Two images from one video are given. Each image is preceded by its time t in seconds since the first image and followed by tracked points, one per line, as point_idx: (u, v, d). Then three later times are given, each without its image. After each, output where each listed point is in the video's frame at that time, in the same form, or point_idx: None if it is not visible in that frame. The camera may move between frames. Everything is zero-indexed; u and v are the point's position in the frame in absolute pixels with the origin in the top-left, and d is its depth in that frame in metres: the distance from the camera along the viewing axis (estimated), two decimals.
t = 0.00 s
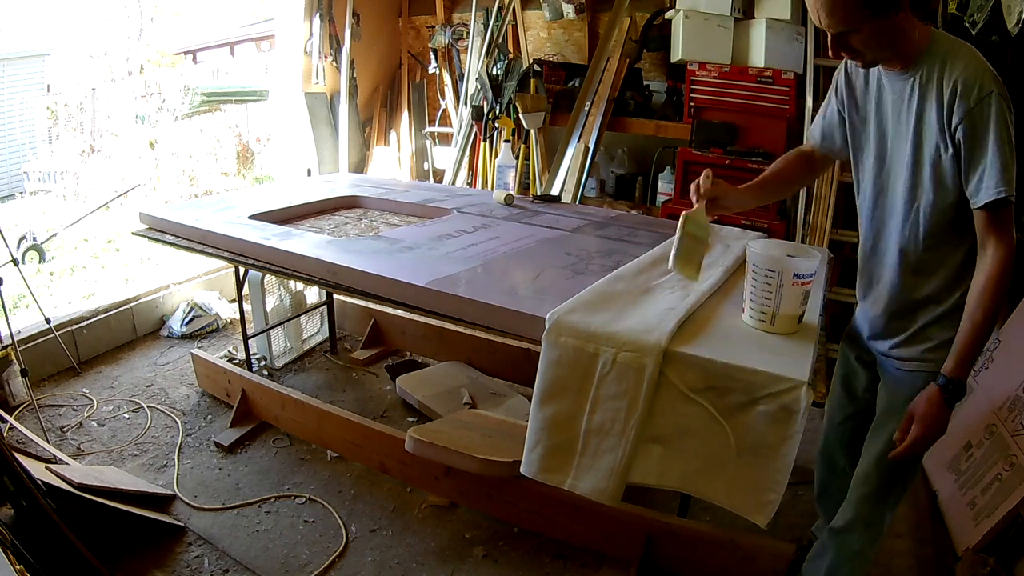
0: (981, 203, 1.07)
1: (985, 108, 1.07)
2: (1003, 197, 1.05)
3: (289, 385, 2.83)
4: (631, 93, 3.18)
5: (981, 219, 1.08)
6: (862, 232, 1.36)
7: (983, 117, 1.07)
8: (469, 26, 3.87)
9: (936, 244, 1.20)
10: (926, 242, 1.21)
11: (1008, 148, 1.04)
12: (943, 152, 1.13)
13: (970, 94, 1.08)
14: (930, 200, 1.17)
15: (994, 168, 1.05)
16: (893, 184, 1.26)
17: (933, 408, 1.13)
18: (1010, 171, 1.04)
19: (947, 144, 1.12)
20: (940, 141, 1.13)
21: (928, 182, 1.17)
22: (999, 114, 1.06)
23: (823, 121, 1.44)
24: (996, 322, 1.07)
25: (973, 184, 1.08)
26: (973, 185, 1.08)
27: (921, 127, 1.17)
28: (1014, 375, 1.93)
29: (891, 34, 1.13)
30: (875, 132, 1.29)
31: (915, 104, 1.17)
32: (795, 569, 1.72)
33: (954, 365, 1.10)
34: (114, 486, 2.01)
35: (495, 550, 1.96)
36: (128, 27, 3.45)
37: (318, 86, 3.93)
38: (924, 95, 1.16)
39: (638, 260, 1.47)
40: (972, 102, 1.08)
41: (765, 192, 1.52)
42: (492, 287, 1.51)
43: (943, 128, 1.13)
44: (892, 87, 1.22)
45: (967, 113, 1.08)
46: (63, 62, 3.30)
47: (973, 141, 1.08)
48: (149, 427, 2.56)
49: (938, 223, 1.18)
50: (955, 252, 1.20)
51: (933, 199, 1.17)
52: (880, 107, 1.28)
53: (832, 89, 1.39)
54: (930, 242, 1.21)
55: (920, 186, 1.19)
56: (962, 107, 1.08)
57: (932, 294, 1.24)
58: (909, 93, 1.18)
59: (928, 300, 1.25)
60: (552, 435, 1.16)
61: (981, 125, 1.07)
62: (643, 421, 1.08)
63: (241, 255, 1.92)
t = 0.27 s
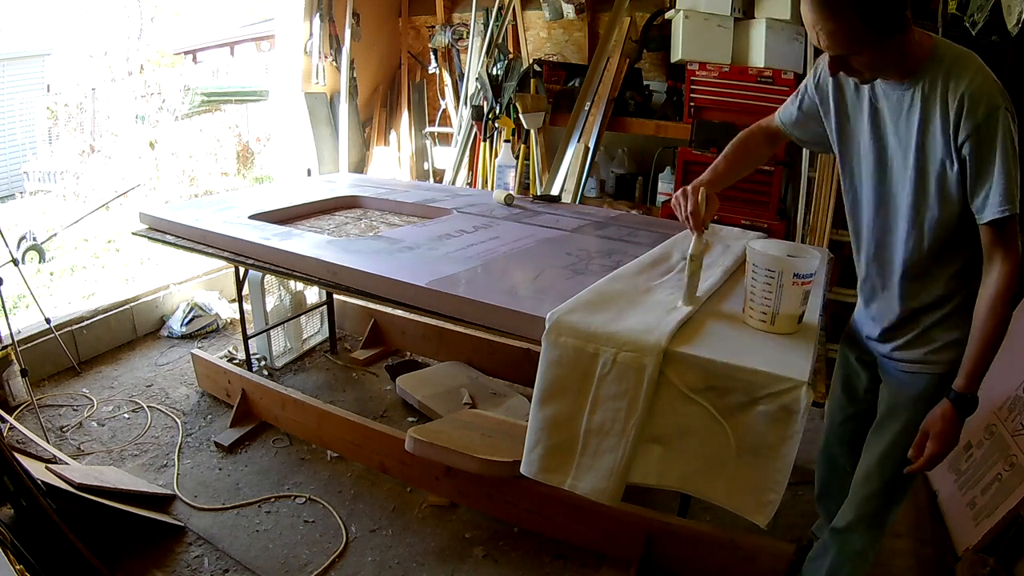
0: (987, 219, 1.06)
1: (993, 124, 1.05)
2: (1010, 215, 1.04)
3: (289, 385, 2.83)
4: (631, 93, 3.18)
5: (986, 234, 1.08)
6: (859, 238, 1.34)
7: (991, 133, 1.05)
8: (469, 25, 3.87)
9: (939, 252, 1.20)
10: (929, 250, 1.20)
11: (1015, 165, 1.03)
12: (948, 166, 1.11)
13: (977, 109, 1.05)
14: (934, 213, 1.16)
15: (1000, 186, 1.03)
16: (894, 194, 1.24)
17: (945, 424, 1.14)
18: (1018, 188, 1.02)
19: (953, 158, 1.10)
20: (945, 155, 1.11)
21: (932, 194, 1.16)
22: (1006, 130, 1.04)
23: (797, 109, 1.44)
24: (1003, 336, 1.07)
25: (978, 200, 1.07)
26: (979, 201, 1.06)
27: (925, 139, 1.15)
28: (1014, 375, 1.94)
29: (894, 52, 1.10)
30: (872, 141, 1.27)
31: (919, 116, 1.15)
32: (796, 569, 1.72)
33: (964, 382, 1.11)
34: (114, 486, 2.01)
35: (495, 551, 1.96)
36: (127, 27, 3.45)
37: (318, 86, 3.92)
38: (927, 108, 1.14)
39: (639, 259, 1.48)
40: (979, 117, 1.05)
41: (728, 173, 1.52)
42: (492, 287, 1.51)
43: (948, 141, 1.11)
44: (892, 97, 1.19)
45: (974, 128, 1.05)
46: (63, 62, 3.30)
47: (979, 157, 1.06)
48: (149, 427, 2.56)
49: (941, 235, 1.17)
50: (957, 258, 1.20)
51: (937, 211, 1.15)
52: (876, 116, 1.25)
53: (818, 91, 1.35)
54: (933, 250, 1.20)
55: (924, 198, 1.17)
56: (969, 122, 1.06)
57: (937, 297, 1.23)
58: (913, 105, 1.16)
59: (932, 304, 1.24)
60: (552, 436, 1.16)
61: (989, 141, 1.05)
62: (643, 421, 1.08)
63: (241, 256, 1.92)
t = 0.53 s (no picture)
0: (988, 218, 1.06)
1: (994, 124, 1.04)
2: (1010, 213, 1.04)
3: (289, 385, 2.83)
4: (631, 93, 3.18)
5: (986, 234, 1.08)
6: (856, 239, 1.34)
7: (991, 133, 1.04)
8: (469, 25, 3.87)
9: (938, 252, 1.20)
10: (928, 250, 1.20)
11: (1016, 164, 1.03)
12: (948, 165, 1.11)
13: (978, 109, 1.05)
14: (933, 212, 1.16)
15: (1000, 185, 1.03)
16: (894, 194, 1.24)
17: (952, 426, 1.14)
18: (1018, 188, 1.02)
19: (953, 158, 1.10)
20: (945, 155, 1.11)
21: (931, 193, 1.15)
22: (1006, 130, 1.04)
23: (785, 113, 1.43)
24: (1006, 336, 1.08)
25: (978, 200, 1.07)
26: (979, 200, 1.07)
27: (925, 138, 1.15)
28: (1014, 375, 1.95)
29: (892, 56, 1.10)
30: (870, 141, 1.27)
31: (919, 115, 1.15)
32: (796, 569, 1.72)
33: (969, 383, 1.11)
34: (114, 486, 2.01)
35: (495, 550, 1.96)
36: (127, 27, 3.45)
37: (318, 86, 3.93)
38: (927, 107, 1.13)
39: (638, 259, 1.48)
40: (979, 118, 1.05)
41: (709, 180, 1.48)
42: (492, 287, 1.51)
43: (948, 141, 1.10)
44: (891, 97, 1.19)
45: (974, 127, 1.05)
46: (63, 62, 3.30)
47: (978, 157, 1.06)
48: (149, 427, 2.56)
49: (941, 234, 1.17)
50: (956, 258, 1.20)
51: (937, 211, 1.15)
52: (876, 116, 1.25)
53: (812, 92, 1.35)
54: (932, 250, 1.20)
55: (924, 198, 1.17)
56: (969, 123, 1.06)
57: (937, 297, 1.23)
58: (913, 105, 1.16)
59: (931, 305, 1.24)
60: (551, 436, 1.16)
61: (989, 141, 1.05)
62: (643, 421, 1.08)
63: (241, 256, 1.92)
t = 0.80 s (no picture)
0: (990, 224, 1.06)
1: (995, 130, 1.05)
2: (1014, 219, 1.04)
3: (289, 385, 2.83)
4: (631, 93, 3.18)
5: (988, 238, 1.09)
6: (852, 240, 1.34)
7: (993, 138, 1.05)
8: (469, 26, 3.87)
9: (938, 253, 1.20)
10: (927, 252, 1.21)
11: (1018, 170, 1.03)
12: (949, 170, 1.11)
13: (979, 115, 1.05)
14: (934, 217, 1.16)
15: (1003, 191, 1.03)
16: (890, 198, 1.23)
17: (956, 429, 1.14)
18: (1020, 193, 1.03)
19: (953, 163, 1.10)
20: (945, 159, 1.11)
21: (932, 198, 1.15)
22: (1007, 135, 1.04)
23: (788, 113, 1.43)
24: (1009, 340, 1.08)
25: (981, 205, 1.07)
26: (982, 206, 1.07)
27: (924, 144, 1.14)
28: (1014, 376, 1.96)
29: (893, 59, 1.09)
30: (867, 145, 1.26)
31: (918, 120, 1.14)
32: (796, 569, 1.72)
33: (973, 387, 1.11)
34: (114, 486, 2.01)
35: (495, 550, 1.96)
36: (127, 27, 3.45)
37: (318, 86, 3.93)
38: (927, 112, 1.13)
39: (638, 259, 1.48)
40: (981, 123, 1.05)
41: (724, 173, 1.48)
42: (492, 287, 1.51)
43: (948, 146, 1.11)
44: (890, 101, 1.19)
45: (975, 132, 1.05)
46: (63, 62, 3.30)
47: (980, 162, 1.06)
48: (149, 427, 2.56)
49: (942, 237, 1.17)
50: (956, 261, 1.20)
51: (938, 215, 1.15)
52: (873, 119, 1.24)
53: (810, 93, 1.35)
54: (932, 251, 1.21)
55: (922, 203, 1.17)
56: (970, 128, 1.06)
57: (940, 298, 1.23)
58: (911, 110, 1.15)
59: (932, 306, 1.24)
60: (551, 436, 1.16)
61: (990, 147, 1.05)
62: (643, 421, 1.08)
63: (240, 256, 1.92)
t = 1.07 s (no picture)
0: (985, 222, 1.06)
1: (988, 129, 1.05)
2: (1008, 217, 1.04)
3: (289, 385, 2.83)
4: (631, 93, 3.18)
5: (985, 237, 1.09)
6: (850, 242, 1.34)
7: (986, 138, 1.05)
8: (469, 26, 3.87)
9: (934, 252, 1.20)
10: (925, 251, 1.21)
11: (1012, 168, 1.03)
12: (944, 170, 1.11)
13: (972, 115, 1.06)
14: (930, 216, 1.16)
15: (996, 190, 1.03)
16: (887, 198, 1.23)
17: (958, 426, 1.15)
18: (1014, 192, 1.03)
19: (949, 163, 1.10)
20: (941, 159, 1.11)
21: (928, 197, 1.15)
22: (1001, 135, 1.04)
23: (784, 117, 1.43)
24: (1008, 337, 1.08)
25: (974, 204, 1.07)
26: (976, 205, 1.07)
27: (920, 144, 1.14)
28: (1014, 375, 1.96)
29: (886, 64, 1.09)
30: (864, 145, 1.26)
31: (913, 121, 1.15)
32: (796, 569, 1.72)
33: (975, 383, 1.12)
34: (114, 486, 2.01)
35: (495, 550, 1.96)
36: (127, 27, 3.45)
37: (318, 86, 3.93)
38: (922, 113, 1.13)
39: (638, 259, 1.48)
40: (974, 123, 1.05)
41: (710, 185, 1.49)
42: (492, 287, 1.51)
43: (943, 146, 1.11)
44: (886, 102, 1.19)
45: (969, 132, 1.06)
46: (63, 62, 3.30)
47: (975, 161, 1.06)
48: (149, 427, 2.56)
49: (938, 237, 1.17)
50: (954, 260, 1.20)
51: (934, 215, 1.15)
52: (870, 120, 1.25)
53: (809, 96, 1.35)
54: (930, 250, 1.21)
55: (919, 202, 1.17)
56: (964, 128, 1.06)
57: (939, 297, 1.23)
58: (906, 111, 1.16)
59: (931, 306, 1.24)
60: (552, 436, 1.16)
61: (983, 147, 1.05)
62: (643, 421, 1.08)
63: (240, 256, 1.92)
